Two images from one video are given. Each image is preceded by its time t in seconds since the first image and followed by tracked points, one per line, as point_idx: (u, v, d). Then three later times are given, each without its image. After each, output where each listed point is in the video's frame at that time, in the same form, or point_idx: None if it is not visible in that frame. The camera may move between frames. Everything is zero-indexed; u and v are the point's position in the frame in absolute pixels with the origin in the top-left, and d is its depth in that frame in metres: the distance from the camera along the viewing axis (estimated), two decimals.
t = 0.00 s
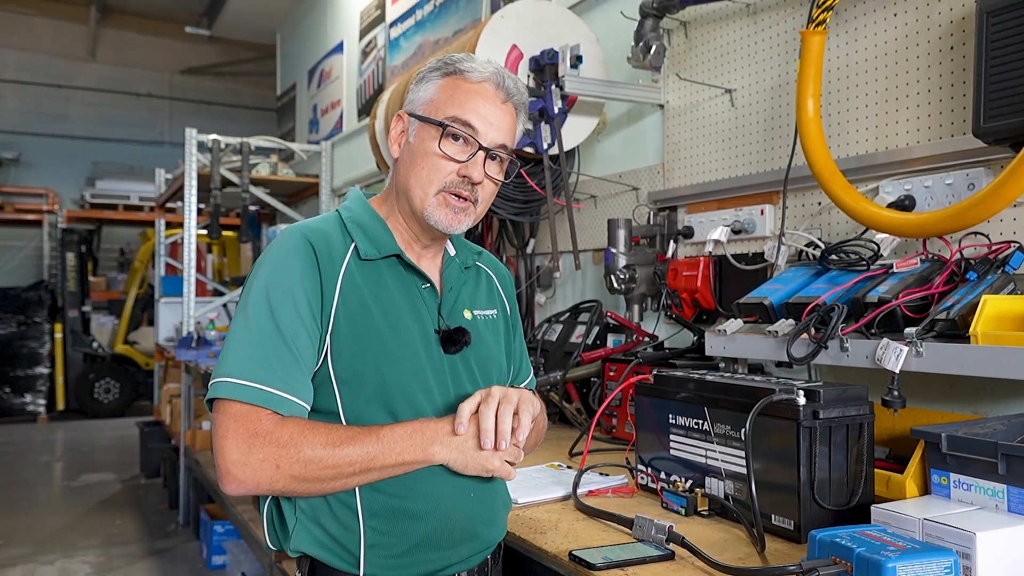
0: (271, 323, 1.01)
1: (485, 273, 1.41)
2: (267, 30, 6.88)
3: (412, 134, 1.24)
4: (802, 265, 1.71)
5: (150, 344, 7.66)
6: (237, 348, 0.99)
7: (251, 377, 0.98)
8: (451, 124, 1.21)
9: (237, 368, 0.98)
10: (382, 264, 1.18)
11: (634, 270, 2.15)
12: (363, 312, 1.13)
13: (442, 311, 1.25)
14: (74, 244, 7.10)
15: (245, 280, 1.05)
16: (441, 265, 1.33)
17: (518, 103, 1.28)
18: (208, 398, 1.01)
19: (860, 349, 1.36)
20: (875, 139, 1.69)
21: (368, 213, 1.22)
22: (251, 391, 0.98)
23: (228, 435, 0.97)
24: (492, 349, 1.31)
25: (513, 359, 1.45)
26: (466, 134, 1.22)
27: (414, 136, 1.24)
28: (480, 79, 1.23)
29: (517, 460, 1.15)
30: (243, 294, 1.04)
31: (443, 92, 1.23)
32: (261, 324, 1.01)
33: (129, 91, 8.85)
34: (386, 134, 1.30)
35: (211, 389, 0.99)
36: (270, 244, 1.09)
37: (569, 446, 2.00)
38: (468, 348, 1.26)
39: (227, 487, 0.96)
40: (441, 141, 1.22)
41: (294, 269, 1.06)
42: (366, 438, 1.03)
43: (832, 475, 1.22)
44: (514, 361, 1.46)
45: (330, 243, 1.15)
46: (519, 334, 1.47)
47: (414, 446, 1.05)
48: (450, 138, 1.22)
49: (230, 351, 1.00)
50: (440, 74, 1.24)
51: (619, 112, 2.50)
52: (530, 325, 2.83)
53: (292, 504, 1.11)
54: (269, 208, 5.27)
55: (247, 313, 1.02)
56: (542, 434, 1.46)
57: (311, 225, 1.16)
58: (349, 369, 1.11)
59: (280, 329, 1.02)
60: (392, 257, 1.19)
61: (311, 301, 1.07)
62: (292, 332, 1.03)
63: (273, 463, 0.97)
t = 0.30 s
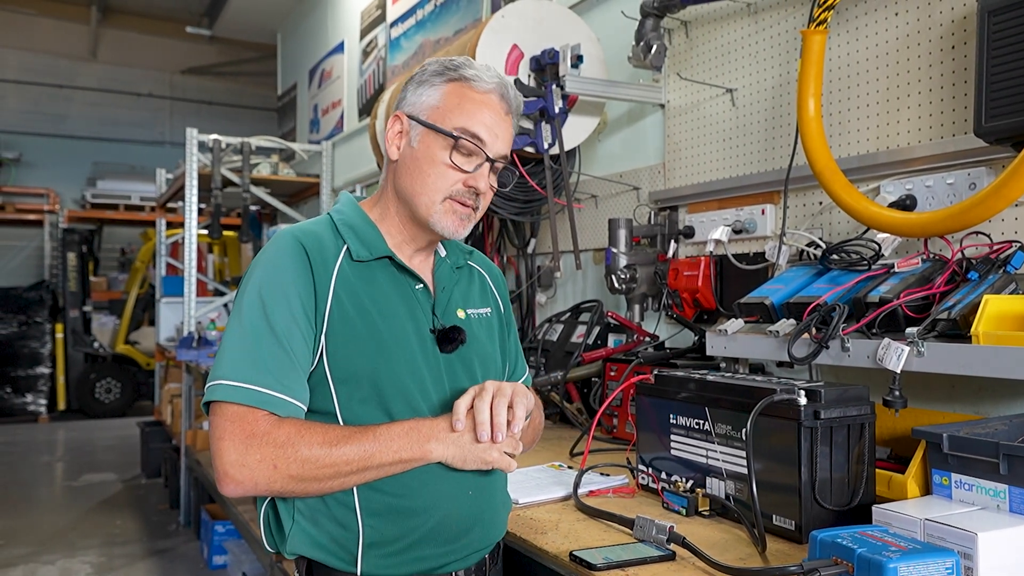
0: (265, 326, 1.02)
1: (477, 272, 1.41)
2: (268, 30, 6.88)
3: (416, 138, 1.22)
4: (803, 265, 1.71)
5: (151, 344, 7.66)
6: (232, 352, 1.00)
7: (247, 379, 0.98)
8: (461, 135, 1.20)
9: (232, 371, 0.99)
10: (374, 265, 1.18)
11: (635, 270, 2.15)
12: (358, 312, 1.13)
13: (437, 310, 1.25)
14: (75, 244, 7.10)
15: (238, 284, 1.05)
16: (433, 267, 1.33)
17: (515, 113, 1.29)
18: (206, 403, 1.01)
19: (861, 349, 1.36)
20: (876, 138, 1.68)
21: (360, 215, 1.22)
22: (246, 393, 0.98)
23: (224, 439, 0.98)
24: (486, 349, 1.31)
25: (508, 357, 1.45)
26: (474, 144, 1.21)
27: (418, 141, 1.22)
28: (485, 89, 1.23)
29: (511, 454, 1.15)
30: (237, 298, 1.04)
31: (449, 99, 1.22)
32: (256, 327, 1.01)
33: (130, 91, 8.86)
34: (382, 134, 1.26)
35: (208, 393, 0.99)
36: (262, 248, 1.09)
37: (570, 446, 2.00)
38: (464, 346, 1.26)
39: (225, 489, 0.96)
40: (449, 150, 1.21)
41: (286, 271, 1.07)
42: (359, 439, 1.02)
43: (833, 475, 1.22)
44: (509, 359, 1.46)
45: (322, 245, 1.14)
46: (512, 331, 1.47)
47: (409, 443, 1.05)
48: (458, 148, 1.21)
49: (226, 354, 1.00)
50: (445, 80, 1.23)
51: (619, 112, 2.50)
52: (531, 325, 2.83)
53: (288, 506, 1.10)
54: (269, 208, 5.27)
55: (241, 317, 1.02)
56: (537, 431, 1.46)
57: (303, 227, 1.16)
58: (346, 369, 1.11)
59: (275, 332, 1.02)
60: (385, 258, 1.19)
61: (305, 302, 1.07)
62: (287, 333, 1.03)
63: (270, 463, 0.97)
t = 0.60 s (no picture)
0: (269, 318, 1.02)
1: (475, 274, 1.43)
2: (272, 31, 6.89)
3: (423, 144, 1.21)
4: (806, 265, 1.70)
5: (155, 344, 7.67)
6: (237, 345, 0.99)
7: (253, 370, 0.98)
8: (470, 145, 1.20)
9: (238, 363, 0.98)
10: (379, 258, 1.19)
11: (637, 270, 2.14)
12: (361, 304, 1.14)
13: (441, 304, 1.27)
14: (80, 244, 7.11)
15: (241, 279, 1.05)
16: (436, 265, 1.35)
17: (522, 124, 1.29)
18: (212, 397, 1.00)
19: (863, 349, 1.35)
20: (879, 138, 1.68)
21: (362, 213, 1.23)
22: (253, 382, 0.97)
23: (231, 431, 0.96)
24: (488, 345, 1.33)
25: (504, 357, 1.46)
26: (483, 154, 1.21)
27: (426, 147, 1.21)
28: (495, 100, 1.24)
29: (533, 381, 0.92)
30: (241, 293, 1.05)
31: (459, 107, 1.21)
32: (260, 319, 1.01)
33: (135, 92, 8.89)
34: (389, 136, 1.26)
35: (215, 386, 0.99)
36: (264, 244, 1.10)
37: (573, 447, 1.99)
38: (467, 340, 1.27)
39: (236, 483, 0.94)
40: (457, 159, 1.20)
41: (291, 266, 1.07)
42: (356, 416, 0.93)
43: (835, 476, 1.22)
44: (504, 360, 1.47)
45: (325, 240, 1.15)
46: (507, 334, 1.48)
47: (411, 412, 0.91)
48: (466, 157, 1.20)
49: (231, 347, 1.00)
50: (455, 87, 1.22)
51: (622, 112, 2.49)
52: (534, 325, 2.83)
53: (293, 502, 1.10)
54: (273, 209, 5.28)
55: (245, 310, 1.02)
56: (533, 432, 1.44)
57: (305, 224, 1.17)
58: (349, 362, 1.12)
59: (280, 323, 1.02)
60: (388, 252, 1.21)
61: (309, 296, 1.08)
62: (292, 325, 1.03)
63: (271, 450, 0.93)
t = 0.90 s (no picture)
0: (271, 318, 1.02)
1: (483, 273, 1.41)
2: (273, 30, 6.89)
3: (387, 142, 1.24)
4: (807, 265, 1.70)
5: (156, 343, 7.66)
6: (237, 344, 0.99)
7: (251, 371, 0.98)
8: (421, 127, 1.20)
9: (235, 362, 0.98)
10: (383, 258, 1.19)
11: (638, 270, 2.14)
12: (361, 306, 1.14)
13: (445, 305, 1.25)
14: (81, 244, 7.11)
15: (245, 277, 1.05)
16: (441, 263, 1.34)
17: (482, 84, 1.26)
18: (209, 394, 1.00)
19: (865, 349, 1.35)
20: (880, 137, 1.68)
21: (368, 213, 1.22)
22: (252, 384, 0.97)
23: (226, 429, 0.97)
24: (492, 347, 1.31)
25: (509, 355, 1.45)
26: (437, 132, 1.21)
27: (389, 144, 1.24)
28: (437, 72, 1.21)
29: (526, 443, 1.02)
30: (243, 291, 1.04)
31: (405, 94, 1.22)
32: (261, 318, 1.01)
33: (136, 92, 8.89)
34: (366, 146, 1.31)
35: (211, 383, 0.98)
36: (272, 243, 1.10)
37: (574, 447, 1.99)
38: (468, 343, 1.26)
39: (226, 480, 0.95)
40: (415, 144, 1.21)
41: (294, 266, 1.07)
42: (355, 433, 0.97)
43: (836, 476, 1.21)
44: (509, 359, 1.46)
45: (331, 240, 1.15)
46: (514, 334, 1.47)
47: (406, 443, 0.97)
48: (424, 139, 1.21)
49: (230, 346, 0.99)
50: (399, 75, 1.23)
51: (623, 111, 2.49)
52: (535, 325, 2.83)
53: (290, 499, 1.10)
54: (274, 208, 5.28)
55: (247, 309, 1.01)
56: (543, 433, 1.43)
57: (312, 223, 1.17)
58: (348, 363, 1.12)
59: (281, 324, 1.02)
60: (392, 252, 1.20)
61: (310, 297, 1.08)
62: (292, 326, 1.03)
63: (267, 456, 0.95)
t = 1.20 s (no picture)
0: (262, 321, 1.03)
1: (482, 269, 1.40)
2: (273, 31, 6.89)
3: (364, 147, 1.25)
4: (808, 265, 1.70)
5: (157, 344, 7.65)
6: (230, 348, 1.01)
7: (245, 374, 1.00)
8: (391, 125, 1.21)
9: (231, 366, 1.00)
10: (373, 260, 1.19)
11: (639, 270, 2.14)
12: (354, 307, 1.14)
13: (438, 304, 1.24)
14: (82, 244, 7.10)
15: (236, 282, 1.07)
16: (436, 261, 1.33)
17: (447, 72, 1.26)
18: (205, 398, 1.02)
19: (866, 349, 1.35)
20: (882, 137, 1.67)
21: (359, 215, 1.23)
22: (247, 387, 0.99)
23: (223, 431, 0.99)
24: (491, 343, 1.30)
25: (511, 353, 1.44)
26: (409, 128, 1.21)
27: (365, 148, 1.25)
28: (398, 67, 1.22)
29: (504, 449, 1.15)
30: (235, 296, 1.06)
31: (371, 97, 1.23)
32: (253, 322, 1.03)
33: (138, 92, 8.89)
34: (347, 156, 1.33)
35: (207, 388, 1.01)
36: (261, 248, 1.11)
37: (574, 447, 1.99)
38: (464, 340, 1.25)
39: (224, 481, 0.97)
40: (389, 143, 1.22)
41: (285, 269, 1.08)
42: (355, 430, 1.02)
43: (838, 477, 1.21)
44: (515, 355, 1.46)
45: (320, 242, 1.16)
46: (517, 331, 1.47)
47: (408, 432, 1.04)
48: (397, 138, 1.22)
49: (224, 350, 1.02)
50: (364, 79, 1.24)
51: (624, 111, 2.49)
52: (535, 325, 2.83)
53: (286, 502, 1.12)
54: (275, 208, 5.28)
55: (239, 314, 1.03)
56: (550, 431, 1.46)
57: (302, 227, 1.18)
58: (341, 364, 1.12)
59: (272, 326, 1.03)
60: (382, 252, 1.20)
61: (302, 299, 1.09)
62: (284, 329, 1.04)
63: (269, 456, 0.98)
